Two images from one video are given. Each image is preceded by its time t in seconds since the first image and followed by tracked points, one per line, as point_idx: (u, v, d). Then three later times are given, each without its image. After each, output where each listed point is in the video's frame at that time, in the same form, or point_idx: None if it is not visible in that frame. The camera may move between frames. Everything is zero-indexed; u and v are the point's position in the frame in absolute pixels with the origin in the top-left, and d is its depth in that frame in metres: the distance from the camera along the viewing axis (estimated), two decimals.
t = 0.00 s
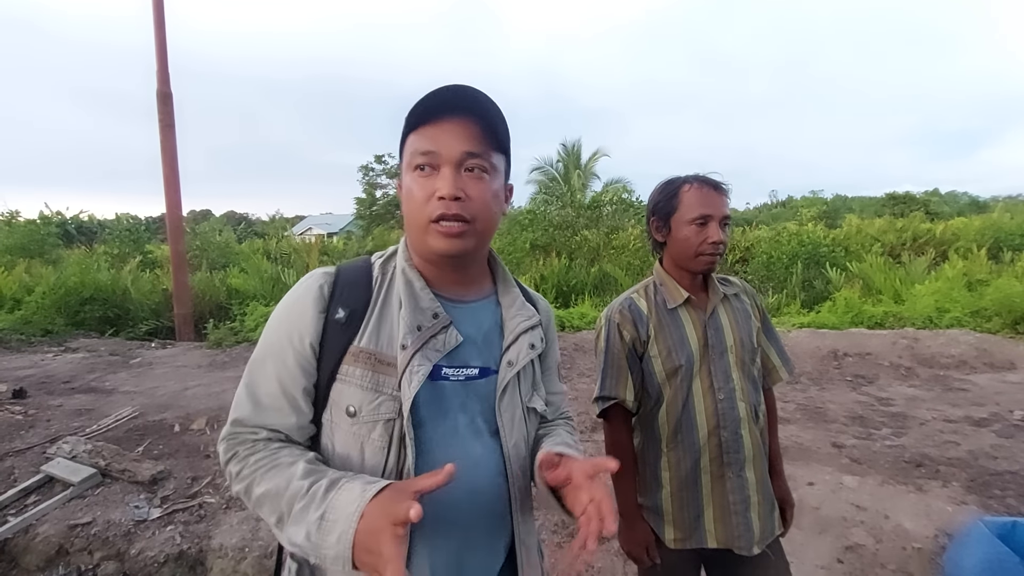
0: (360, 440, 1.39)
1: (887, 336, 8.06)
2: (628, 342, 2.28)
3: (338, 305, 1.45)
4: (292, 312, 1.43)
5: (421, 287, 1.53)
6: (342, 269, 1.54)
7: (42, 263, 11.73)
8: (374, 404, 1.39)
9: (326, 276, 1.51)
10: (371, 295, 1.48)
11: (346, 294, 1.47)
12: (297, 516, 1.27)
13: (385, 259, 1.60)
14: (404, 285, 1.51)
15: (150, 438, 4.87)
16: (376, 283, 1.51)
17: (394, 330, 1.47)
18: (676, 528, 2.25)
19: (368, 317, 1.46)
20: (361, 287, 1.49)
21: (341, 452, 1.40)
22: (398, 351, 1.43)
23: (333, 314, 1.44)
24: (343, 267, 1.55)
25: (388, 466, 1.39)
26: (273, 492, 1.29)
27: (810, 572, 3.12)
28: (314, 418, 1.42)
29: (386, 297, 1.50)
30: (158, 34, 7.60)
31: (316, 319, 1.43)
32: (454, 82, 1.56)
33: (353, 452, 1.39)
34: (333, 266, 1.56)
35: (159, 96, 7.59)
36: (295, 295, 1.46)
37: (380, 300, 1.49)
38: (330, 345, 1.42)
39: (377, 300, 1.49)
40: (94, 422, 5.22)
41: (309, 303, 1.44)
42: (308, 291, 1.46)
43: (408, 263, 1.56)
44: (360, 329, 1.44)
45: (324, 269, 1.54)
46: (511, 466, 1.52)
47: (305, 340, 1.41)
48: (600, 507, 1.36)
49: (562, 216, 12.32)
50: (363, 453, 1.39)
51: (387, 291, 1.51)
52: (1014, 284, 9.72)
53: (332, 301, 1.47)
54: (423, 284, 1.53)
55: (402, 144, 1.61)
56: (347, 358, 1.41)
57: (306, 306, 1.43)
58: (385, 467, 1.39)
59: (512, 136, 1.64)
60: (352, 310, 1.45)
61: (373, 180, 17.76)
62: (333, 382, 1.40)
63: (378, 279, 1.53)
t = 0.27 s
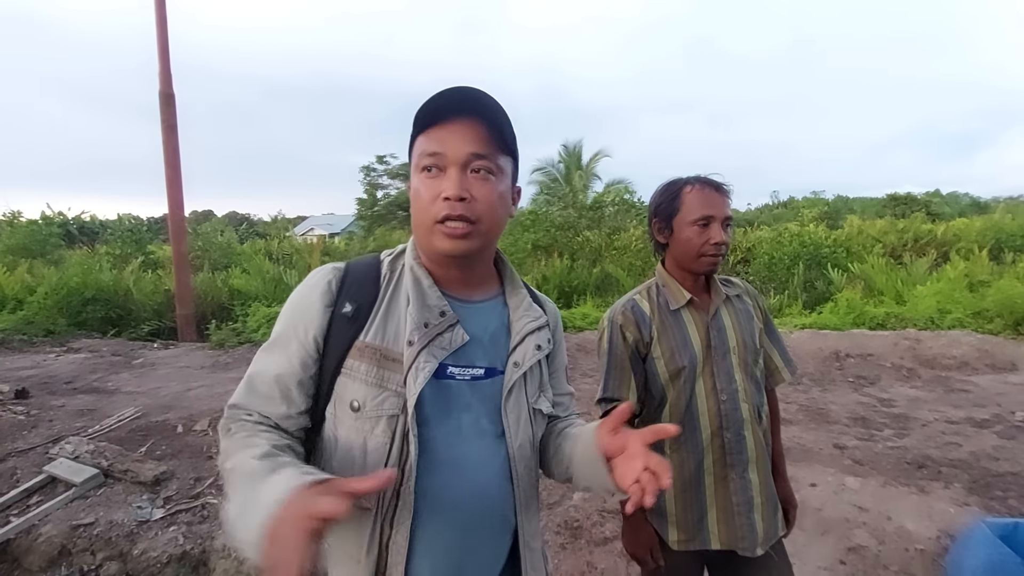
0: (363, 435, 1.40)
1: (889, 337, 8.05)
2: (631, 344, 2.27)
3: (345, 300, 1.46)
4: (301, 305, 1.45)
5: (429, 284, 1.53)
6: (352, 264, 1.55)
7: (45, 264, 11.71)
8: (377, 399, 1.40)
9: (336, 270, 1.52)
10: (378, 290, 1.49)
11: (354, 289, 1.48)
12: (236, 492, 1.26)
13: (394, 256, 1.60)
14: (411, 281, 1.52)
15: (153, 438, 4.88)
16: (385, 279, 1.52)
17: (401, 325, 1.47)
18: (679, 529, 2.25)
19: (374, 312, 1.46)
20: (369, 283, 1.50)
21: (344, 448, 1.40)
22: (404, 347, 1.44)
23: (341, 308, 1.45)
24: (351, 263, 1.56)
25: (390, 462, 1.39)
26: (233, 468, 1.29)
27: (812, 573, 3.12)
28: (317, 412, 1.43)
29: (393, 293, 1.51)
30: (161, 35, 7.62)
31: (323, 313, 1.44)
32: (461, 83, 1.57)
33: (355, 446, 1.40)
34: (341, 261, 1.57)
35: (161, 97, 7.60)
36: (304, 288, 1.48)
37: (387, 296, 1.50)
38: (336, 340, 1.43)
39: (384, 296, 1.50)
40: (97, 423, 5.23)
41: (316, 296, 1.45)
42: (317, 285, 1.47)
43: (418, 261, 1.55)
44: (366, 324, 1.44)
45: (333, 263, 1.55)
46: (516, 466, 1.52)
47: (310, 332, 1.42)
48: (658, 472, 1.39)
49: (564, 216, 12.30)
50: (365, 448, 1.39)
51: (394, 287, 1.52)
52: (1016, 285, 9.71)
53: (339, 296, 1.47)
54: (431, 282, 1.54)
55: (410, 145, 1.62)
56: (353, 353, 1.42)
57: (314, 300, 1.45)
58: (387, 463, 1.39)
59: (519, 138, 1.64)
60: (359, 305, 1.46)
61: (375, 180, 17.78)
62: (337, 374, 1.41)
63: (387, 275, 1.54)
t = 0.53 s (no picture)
0: (363, 443, 1.38)
1: (892, 340, 8.02)
2: (634, 347, 2.24)
3: (343, 305, 1.44)
4: (299, 308, 1.44)
5: (430, 287, 1.51)
6: (350, 267, 1.54)
7: (47, 263, 11.70)
8: (377, 406, 1.38)
9: (333, 274, 1.51)
10: (377, 296, 1.48)
11: (352, 293, 1.47)
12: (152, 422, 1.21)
13: (395, 258, 1.59)
14: (412, 285, 1.50)
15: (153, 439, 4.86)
16: (384, 283, 1.51)
17: (401, 331, 1.46)
18: (683, 534, 2.21)
19: (373, 316, 1.45)
20: (368, 287, 1.48)
21: (345, 455, 1.39)
22: (404, 353, 1.42)
23: (338, 313, 1.43)
24: (350, 266, 1.55)
25: (392, 472, 1.37)
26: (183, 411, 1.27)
27: None
28: (319, 418, 1.41)
29: (393, 297, 1.50)
30: (163, 36, 7.62)
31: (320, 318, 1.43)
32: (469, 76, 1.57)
33: (356, 456, 1.38)
34: (341, 264, 1.56)
35: (164, 98, 7.60)
36: (303, 292, 1.47)
37: (387, 301, 1.48)
38: (334, 344, 1.41)
39: (384, 302, 1.48)
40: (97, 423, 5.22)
41: (315, 301, 1.45)
42: (315, 291, 1.46)
43: (418, 262, 1.55)
44: (364, 329, 1.43)
45: (333, 267, 1.54)
46: (523, 474, 1.50)
47: (307, 337, 1.41)
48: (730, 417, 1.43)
49: (565, 218, 12.25)
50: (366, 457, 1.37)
51: (394, 292, 1.51)
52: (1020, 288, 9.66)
53: (337, 300, 1.46)
54: (432, 285, 1.52)
55: (415, 140, 1.59)
56: (351, 359, 1.40)
57: (312, 304, 1.44)
58: (389, 473, 1.36)
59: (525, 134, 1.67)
60: (357, 309, 1.44)
61: (376, 181, 17.77)
62: (336, 381, 1.40)
63: (386, 279, 1.52)
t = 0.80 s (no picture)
0: (360, 449, 1.39)
1: (895, 342, 8.00)
2: (632, 349, 2.24)
3: (334, 312, 1.45)
4: (290, 315, 1.44)
5: (422, 292, 1.52)
6: (341, 275, 1.54)
7: (51, 264, 11.79)
8: (372, 414, 1.39)
9: (325, 282, 1.52)
10: (368, 302, 1.48)
11: (343, 300, 1.47)
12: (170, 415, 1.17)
13: (384, 264, 1.60)
14: (405, 292, 1.50)
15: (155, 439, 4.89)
16: (377, 290, 1.52)
17: (394, 337, 1.46)
18: (682, 536, 2.22)
19: (366, 323, 1.45)
20: (359, 294, 1.49)
21: (343, 461, 1.41)
22: (397, 359, 1.43)
23: (329, 321, 1.44)
24: (341, 274, 1.55)
25: (391, 479, 1.38)
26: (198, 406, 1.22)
27: None
28: (317, 426, 1.42)
29: (386, 303, 1.50)
30: (168, 38, 7.65)
31: (311, 325, 1.43)
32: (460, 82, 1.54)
33: (355, 463, 1.39)
34: (332, 272, 1.56)
35: (168, 99, 7.63)
36: (294, 300, 1.47)
37: (379, 307, 1.49)
38: (327, 350, 1.41)
39: (375, 308, 1.48)
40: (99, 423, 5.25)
41: (304, 309, 1.45)
42: (305, 298, 1.46)
43: (408, 268, 1.56)
44: (356, 336, 1.43)
45: (324, 276, 1.55)
46: (524, 476, 1.50)
47: (299, 344, 1.41)
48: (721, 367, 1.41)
49: (567, 219, 12.23)
50: (364, 464, 1.39)
51: (387, 298, 1.51)
52: None
53: (328, 308, 1.46)
54: (424, 291, 1.53)
55: (405, 147, 1.57)
56: (344, 366, 1.41)
57: (303, 312, 1.44)
58: (389, 479, 1.38)
59: (519, 137, 1.66)
60: (349, 315, 1.44)
61: (379, 182, 17.80)
62: (331, 389, 1.40)
63: (379, 285, 1.53)
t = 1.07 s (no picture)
0: (360, 456, 1.40)
1: (898, 346, 7.97)
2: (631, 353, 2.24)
3: (335, 315, 1.46)
4: (292, 319, 1.44)
5: (423, 295, 1.53)
6: (343, 277, 1.55)
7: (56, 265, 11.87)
8: (372, 419, 1.40)
9: (327, 283, 1.53)
10: (370, 305, 1.49)
11: (345, 303, 1.48)
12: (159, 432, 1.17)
13: (387, 265, 1.62)
14: (406, 295, 1.51)
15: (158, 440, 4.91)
16: (379, 292, 1.53)
17: (396, 341, 1.47)
18: (681, 537, 2.22)
19: (367, 326, 1.46)
20: (361, 296, 1.50)
21: (343, 467, 1.42)
22: (398, 364, 1.44)
23: (330, 323, 1.45)
24: (343, 276, 1.56)
25: (390, 485, 1.39)
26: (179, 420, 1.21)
27: None
28: (317, 430, 1.43)
29: (387, 306, 1.51)
30: (172, 41, 7.70)
31: (312, 328, 1.44)
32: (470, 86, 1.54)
33: (354, 467, 1.40)
34: (334, 274, 1.57)
35: (173, 102, 7.67)
36: (295, 303, 1.48)
37: (381, 310, 1.50)
38: (327, 354, 1.42)
39: (377, 311, 1.49)
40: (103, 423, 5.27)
41: (306, 311, 1.46)
42: (307, 301, 1.47)
43: (410, 270, 1.57)
44: (357, 340, 1.44)
45: (325, 277, 1.55)
46: (525, 482, 1.51)
47: (300, 348, 1.42)
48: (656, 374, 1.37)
49: (570, 221, 12.23)
50: (363, 469, 1.40)
51: (388, 302, 1.52)
52: None
53: (329, 310, 1.47)
54: (425, 294, 1.53)
55: (412, 151, 1.56)
56: (345, 371, 1.42)
57: (305, 314, 1.45)
58: (388, 485, 1.39)
59: (528, 143, 1.66)
60: (350, 319, 1.45)
61: (382, 184, 17.84)
62: (331, 394, 1.41)
63: (380, 288, 1.54)
